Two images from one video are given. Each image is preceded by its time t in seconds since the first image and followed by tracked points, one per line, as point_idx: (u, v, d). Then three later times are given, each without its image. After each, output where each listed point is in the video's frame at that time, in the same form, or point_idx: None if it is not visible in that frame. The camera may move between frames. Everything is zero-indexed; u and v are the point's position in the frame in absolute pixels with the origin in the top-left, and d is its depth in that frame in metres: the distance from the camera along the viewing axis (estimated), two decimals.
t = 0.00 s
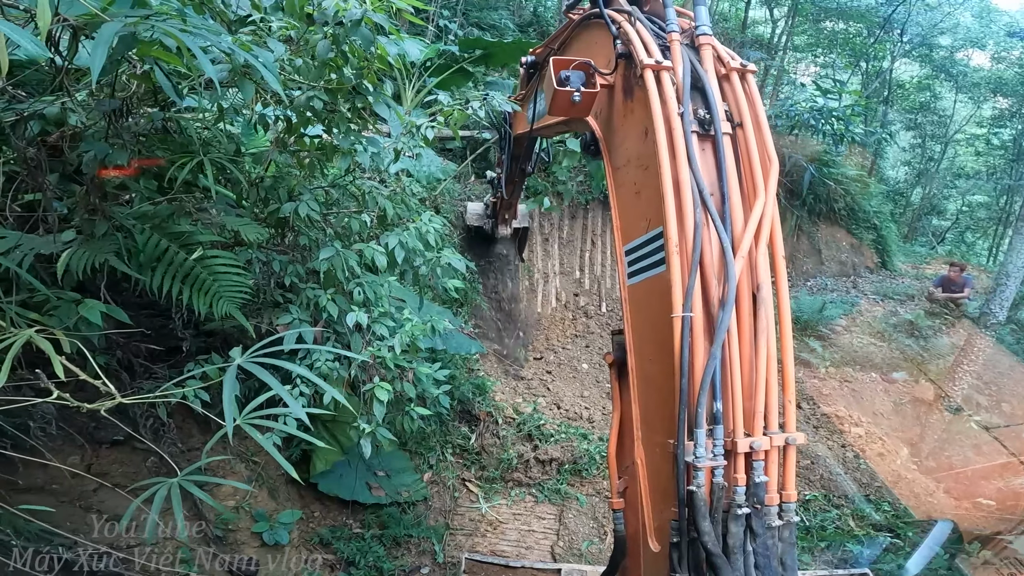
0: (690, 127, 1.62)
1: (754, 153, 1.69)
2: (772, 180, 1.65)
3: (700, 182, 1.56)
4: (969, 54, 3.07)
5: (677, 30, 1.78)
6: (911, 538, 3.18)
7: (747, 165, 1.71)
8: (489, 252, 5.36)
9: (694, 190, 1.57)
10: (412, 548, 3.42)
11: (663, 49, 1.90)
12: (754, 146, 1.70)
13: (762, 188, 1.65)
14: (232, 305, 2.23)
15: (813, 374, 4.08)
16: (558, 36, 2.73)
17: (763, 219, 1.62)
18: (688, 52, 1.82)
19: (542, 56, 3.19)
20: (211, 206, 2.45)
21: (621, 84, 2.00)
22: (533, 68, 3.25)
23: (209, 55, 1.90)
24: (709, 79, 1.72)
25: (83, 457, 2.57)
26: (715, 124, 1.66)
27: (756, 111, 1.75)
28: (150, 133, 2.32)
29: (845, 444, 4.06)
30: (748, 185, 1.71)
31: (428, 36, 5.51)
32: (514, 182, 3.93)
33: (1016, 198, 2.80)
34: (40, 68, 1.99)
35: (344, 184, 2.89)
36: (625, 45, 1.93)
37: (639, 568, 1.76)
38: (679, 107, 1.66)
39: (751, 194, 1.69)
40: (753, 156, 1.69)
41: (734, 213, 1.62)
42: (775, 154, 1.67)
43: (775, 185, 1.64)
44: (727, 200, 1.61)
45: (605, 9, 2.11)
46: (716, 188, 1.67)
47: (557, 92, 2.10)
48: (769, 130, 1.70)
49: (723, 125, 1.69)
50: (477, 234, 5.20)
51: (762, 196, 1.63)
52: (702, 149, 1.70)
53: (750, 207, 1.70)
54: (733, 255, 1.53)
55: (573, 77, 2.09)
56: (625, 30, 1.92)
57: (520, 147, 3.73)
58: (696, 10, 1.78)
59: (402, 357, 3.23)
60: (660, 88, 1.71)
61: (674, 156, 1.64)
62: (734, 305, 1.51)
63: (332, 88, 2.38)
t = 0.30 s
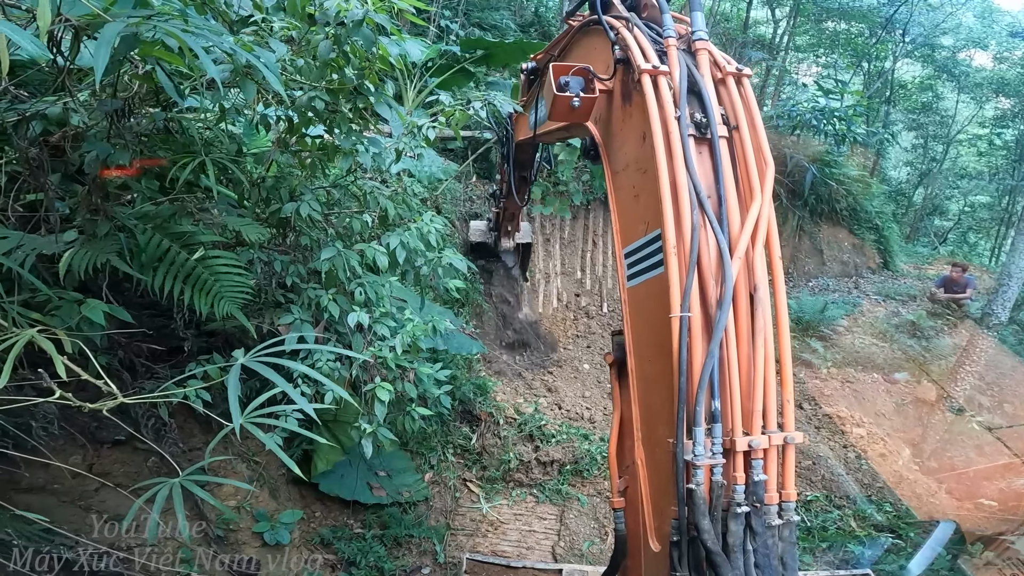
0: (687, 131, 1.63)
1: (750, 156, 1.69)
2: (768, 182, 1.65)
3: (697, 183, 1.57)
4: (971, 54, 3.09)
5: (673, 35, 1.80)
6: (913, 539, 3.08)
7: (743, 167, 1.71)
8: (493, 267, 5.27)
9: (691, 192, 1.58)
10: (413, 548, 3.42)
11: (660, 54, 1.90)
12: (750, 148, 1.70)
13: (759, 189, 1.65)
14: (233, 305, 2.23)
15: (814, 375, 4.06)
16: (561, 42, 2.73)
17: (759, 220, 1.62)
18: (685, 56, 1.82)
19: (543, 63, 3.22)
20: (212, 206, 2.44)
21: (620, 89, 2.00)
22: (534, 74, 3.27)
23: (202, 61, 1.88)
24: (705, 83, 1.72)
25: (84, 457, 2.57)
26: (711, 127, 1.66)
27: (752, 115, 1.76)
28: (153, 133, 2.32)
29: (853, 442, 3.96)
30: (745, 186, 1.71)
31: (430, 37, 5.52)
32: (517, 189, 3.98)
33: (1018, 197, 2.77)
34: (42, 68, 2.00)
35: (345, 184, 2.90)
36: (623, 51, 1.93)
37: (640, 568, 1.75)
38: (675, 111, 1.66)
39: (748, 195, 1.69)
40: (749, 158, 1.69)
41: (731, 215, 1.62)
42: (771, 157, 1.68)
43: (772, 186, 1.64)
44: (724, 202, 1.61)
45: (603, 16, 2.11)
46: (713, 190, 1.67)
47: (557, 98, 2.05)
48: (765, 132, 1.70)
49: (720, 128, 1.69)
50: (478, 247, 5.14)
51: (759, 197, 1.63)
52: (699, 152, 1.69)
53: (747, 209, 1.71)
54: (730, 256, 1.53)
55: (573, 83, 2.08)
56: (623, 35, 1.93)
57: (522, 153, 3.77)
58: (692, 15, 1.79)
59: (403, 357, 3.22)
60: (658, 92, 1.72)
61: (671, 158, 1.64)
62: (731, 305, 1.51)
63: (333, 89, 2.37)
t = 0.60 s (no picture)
0: (698, 133, 1.63)
1: (761, 156, 1.69)
2: (780, 182, 1.64)
3: (708, 185, 1.57)
4: (972, 54, 3.42)
5: (684, 40, 1.79)
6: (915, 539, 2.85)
7: (755, 168, 1.70)
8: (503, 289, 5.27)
9: (703, 192, 1.58)
10: (414, 548, 3.42)
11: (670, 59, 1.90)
12: (761, 149, 1.69)
13: (770, 190, 1.65)
14: (234, 306, 2.22)
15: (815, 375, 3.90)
16: (573, 47, 2.71)
17: (770, 220, 1.62)
18: (696, 61, 1.81)
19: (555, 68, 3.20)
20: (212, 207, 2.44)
21: (631, 94, 1.99)
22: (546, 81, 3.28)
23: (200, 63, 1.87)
24: (717, 87, 1.72)
25: (85, 458, 2.56)
26: (722, 129, 1.66)
27: (763, 117, 1.75)
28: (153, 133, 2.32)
29: (853, 442, 3.47)
30: (756, 186, 1.71)
31: (430, 37, 5.52)
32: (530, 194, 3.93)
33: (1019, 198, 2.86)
34: (42, 68, 2.00)
35: (346, 185, 2.91)
36: (635, 55, 1.93)
37: (652, 565, 1.75)
38: (687, 113, 1.66)
39: (759, 195, 1.69)
40: (761, 159, 1.69)
41: (743, 215, 1.62)
42: (782, 158, 1.67)
43: (783, 186, 1.63)
44: (735, 202, 1.61)
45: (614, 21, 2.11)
46: (724, 190, 1.67)
47: (569, 101, 2.06)
48: (776, 133, 1.70)
49: (731, 130, 1.69)
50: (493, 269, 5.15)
51: (770, 197, 1.63)
52: (710, 153, 1.70)
53: (758, 209, 1.70)
54: (742, 256, 1.53)
55: (586, 87, 2.06)
56: (635, 40, 1.93)
57: (535, 157, 3.71)
58: (703, 20, 1.78)
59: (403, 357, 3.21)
60: (669, 95, 1.72)
61: (683, 159, 1.64)
62: (744, 303, 1.51)
63: (333, 89, 2.35)
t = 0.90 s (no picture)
0: (694, 144, 1.63)
1: (756, 163, 1.69)
2: (775, 188, 1.64)
3: (705, 194, 1.57)
4: (974, 54, 3.40)
5: (679, 52, 1.79)
6: (919, 541, 2.92)
7: (750, 176, 1.70)
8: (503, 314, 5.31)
9: (700, 200, 1.58)
10: (413, 550, 3.40)
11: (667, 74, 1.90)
12: (755, 158, 1.69)
13: (765, 196, 1.64)
14: (230, 307, 2.18)
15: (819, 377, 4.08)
16: (573, 63, 2.70)
17: (765, 227, 1.62)
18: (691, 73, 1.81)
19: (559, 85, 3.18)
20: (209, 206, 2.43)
21: (630, 106, 1.99)
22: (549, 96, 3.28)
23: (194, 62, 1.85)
24: (712, 98, 1.72)
25: (80, 460, 2.54)
26: (718, 138, 1.65)
27: (757, 127, 1.75)
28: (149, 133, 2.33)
29: (856, 443, 3.68)
30: (752, 193, 1.71)
31: (431, 36, 5.52)
32: (536, 209, 3.93)
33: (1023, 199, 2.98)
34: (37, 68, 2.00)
35: (345, 184, 2.90)
36: (633, 68, 1.92)
37: (654, 567, 1.73)
38: (683, 124, 1.67)
39: (754, 202, 1.69)
40: (756, 166, 1.69)
41: (739, 221, 1.62)
42: (776, 165, 1.67)
43: (778, 192, 1.63)
44: (731, 208, 1.61)
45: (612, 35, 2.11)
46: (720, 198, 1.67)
47: (569, 114, 2.05)
48: (770, 142, 1.70)
49: (726, 140, 1.69)
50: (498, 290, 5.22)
51: (766, 203, 1.63)
52: (705, 163, 1.70)
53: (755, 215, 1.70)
54: (739, 262, 1.53)
55: (587, 101, 2.07)
56: (632, 54, 1.92)
57: (539, 172, 3.72)
58: (698, 33, 1.79)
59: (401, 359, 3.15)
60: (665, 107, 1.72)
61: (679, 166, 1.64)
62: (741, 307, 1.50)
63: (331, 88, 2.36)
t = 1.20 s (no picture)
0: (702, 148, 1.59)
1: (765, 169, 1.65)
2: (783, 195, 1.61)
3: (712, 200, 1.53)
4: (975, 54, 3.45)
5: (689, 55, 1.76)
6: (922, 546, 2.77)
7: (758, 183, 1.67)
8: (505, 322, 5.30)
9: (706, 206, 1.54)
10: (408, 555, 3.34)
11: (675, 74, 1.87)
12: (764, 162, 1.66)
13: (774, 203, 1.61)
14: (213, 311, 2.12)
15: (820, 378, 4.00)
16: (581, 61, 2.68)
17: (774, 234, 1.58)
18: (700, 75, 1.78)
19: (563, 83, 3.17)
20: (193, 208, 2.37)
21: (636, 109, 1.96)
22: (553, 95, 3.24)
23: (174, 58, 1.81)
24: (721, 100, 1.69)
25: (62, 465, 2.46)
26: (726, 143, 1.62)
27: (767, 131, 1.71)
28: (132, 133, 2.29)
29: (857, 446, 3.63)
30: (760, 199, 1.68)
31: (429, 36, 5.49)
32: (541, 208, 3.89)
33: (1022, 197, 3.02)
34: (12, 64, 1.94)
35: (336, 185, 2.86)
36: (640, 70, 1.90)
37: None
38: (691, 127, 1.63)
39: (763, 208, 1.66)
40: (765, 171, 1.65)
41: (746, 228, 1.59)
42: (785, 172, 1.63)
43: (787, 199, 1.60)
44: (739, 216, 1.57)
45: (620, 36, 2.08)
46: (727, 205, 1.64)
47: (574, 115, 2.05)
48: (780, 148, 1.66)
49: (735, 145, 1.65)
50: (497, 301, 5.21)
51: (774, 210, 1.59)
52: (714, 168, 1.68)
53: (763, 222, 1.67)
54: (746, 270, 1.49)
55: (593, 102, 2.06)
56: (640, 55, 1.90)
57: (545, 170, 3.68)
58: (708, 34, 1.76)
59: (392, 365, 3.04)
60: (674, 111, 1.69)
61: (686, 172, 1.61)
62: (747, 317, 1.47)
63: (318, 86, 2.32)
